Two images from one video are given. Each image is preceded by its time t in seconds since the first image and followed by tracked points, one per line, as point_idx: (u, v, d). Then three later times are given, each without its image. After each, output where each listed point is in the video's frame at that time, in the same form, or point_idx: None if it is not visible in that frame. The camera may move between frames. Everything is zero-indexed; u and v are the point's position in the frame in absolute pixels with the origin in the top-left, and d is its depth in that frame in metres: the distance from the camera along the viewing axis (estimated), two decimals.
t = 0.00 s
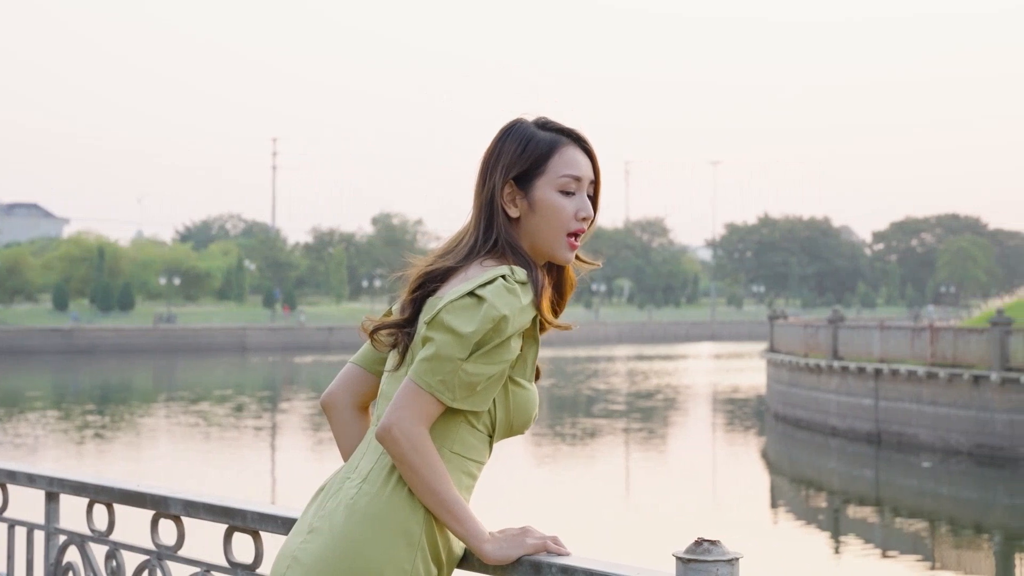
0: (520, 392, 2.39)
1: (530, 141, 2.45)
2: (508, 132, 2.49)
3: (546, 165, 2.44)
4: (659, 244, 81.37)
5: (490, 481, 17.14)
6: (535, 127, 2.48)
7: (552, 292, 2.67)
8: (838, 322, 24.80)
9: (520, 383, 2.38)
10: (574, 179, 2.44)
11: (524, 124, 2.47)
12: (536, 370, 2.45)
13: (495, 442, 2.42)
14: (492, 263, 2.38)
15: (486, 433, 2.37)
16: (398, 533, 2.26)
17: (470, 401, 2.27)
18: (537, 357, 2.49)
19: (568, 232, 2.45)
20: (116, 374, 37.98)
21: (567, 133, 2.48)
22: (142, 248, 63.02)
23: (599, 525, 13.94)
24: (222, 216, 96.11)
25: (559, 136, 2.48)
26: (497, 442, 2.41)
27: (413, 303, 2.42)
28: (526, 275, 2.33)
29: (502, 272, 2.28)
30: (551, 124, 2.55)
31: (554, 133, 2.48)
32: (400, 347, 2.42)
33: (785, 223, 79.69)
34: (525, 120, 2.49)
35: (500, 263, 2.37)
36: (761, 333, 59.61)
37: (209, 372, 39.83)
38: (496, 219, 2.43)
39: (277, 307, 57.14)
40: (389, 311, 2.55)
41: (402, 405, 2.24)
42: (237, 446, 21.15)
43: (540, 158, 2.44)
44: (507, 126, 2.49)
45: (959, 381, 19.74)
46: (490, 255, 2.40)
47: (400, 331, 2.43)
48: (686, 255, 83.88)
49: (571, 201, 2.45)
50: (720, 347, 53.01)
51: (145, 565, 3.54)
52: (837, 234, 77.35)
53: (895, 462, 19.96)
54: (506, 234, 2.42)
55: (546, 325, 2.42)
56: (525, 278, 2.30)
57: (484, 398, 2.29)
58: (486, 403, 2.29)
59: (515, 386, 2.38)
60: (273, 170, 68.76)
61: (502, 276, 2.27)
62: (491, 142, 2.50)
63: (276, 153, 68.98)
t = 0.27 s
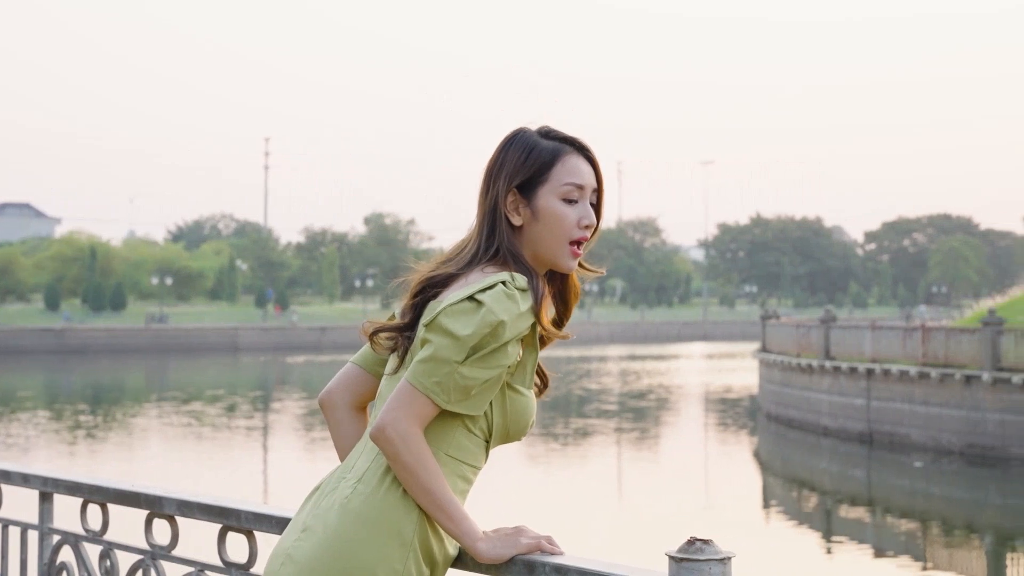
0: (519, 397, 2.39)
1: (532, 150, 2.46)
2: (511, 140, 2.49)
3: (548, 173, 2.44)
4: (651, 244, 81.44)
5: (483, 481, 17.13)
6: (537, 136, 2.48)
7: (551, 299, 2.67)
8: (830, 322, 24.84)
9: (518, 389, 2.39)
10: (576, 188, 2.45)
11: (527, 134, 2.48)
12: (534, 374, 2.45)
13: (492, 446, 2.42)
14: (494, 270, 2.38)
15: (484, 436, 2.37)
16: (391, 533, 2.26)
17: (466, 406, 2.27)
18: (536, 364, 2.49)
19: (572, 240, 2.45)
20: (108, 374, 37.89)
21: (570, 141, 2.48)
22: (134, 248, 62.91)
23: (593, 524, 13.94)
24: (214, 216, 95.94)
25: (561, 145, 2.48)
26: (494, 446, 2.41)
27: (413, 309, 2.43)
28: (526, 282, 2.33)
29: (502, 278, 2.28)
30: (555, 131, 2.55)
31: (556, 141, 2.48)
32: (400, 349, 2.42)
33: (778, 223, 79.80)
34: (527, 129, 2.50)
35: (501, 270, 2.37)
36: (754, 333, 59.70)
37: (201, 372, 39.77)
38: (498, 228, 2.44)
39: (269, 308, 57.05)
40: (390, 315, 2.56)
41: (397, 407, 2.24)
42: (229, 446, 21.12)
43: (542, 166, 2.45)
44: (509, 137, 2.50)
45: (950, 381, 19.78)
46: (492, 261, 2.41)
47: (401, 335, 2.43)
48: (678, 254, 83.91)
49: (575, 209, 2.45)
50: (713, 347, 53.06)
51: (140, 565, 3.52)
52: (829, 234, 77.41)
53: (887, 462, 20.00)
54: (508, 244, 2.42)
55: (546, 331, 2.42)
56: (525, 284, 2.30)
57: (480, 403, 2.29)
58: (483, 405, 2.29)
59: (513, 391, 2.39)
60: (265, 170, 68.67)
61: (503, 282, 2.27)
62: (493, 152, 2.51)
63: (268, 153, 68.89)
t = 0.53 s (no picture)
0: (516, 404, 2.39)
1: (534, 158, 2.47)
2: (513, 148, 2.50)
3: (550, 180, 2.45)
4: (643, 244, 81.47)
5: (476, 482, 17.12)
6: (539, 144, 2.49)
7: (551, 302, 2.67)
8: (822, 322, 24.88)
9: (517, 394, 2.39)
10: (578, 196, 2.45)
11: (529, 141, 2.49)
12: (532, 378, 2.46)
13: (488, 450, 2.43)
14: (495, 276, 2.38)
15: (480, 440, 2.38)
16: (385, 535, 2.26)
17: (461, 408, 2.28)
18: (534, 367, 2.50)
19: (573, 247, 2.45)
20: (99, 374, 37.82)
21: (572, 149, 2.49)
22: (126, 248, 62.80)
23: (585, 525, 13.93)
24: (205, 215, 95.84)
25: (563, 152, 2.49)
26: (491, 451, 2.42)
27: (414, 313, 2.43)
28: (526, 289, 2.33)
29: (502, 285, 2.28)
30: (557, 139, 2.56)
31: (558, 149, 2.49)
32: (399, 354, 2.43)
33: (770, 223, 79.93)
34: (529, 137, 2.50)
35: (501, 276, 2.38)
36: (746, 332, 59.82)
37: (193, 372, 39.71)
38: (500, 235, 2.44)
39: (261, 308, 57.01)
40: (391, 320, 2.56)
41: (394, 408, 2.23)
42: (221, 446, 21.10)
43: (544, 173, 2.46)
44: (511, 145, 2.50)
45: (942, 381, 19.84)
46: (492, 269, 2.42)
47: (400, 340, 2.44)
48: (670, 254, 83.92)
49: (576, 217, 2.45)
50: (705, 347, 53.13)
51: (134, 564, 3.53)
52: (821, 234, 77.48)
53: (879, 462, 20.03)
54: (510, 251, 2.42)
55: (544, 335, 2.43)
56: (525, 290, 2.30)
57: (477, 404, 2.29)
58: (480, 408, 2.30)
59: (510, 396, 2.39)
60: (258, 170, 68.61)
61: (503, 287, 2.27)
62: (495, 160, 2.51)
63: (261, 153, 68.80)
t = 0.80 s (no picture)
0: (515, 407, 2.40)
1: (536, 163, 2.48)
2: (516, 154, 2.50)
3: (551, 186, 2.46)
4: (637, 244, 81.46)
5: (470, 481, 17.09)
6: (541, 151, 2.50)
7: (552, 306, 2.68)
8: (815, 322, 24.90)
9: (515, 398, 2.40)
10: (579, 201, 2.46)
11: (530, 149, 2.49)
12: (532, 384, 2.46)
13: (487, 454, 2.43)
14: (496, 281, 2.39)
15: (478, 445, 2.38)
16: (382, 536, 2.26)
17: (458, 409, 2.28)
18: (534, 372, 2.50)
19: (575, 252, 2.46)
20: (92, 374, 37.73)
21: (574, 155, 2.50)
22: (118, 248, 62.70)
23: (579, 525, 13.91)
24: (199, 215, 95.71)
25: (565, 160, 2.50)
26: (489, 453, 2.42)
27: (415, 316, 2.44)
28: (526, 293, 2.33)
29: (502, 290, 2.28)
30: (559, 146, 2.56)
31: (560, 155, 2.50)
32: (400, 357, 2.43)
33: (763, 223, 80.07)
34: (531, 142, 2.51)
35: (501, 281, 2.39)
36: (739, 332, 59.91)
37: (186, 372, 39.63)
38: (501, 239, 2.45)
39: (254, 308, 56.93)
40: (392, 324, 2.57)
41: (389, 409, 2.24)
42: (215, 446, 21.07)
43: (546, 179, 2.46)
44: (513, 151, 2.51)
45: (935, 381, 19.87)
46: (493, 273, 2.43)
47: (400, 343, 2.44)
48: (664, 254, 83.94)
49: (578, 222, 2.46)
50: (697, 347, 53.20)
51: (129, 563, 3.53)
52: (815, 234, 77.53)
53: (872, 461, 20.05)
54: (511, 256, 2.43)
55: (544, 341, 2.43)
56: (526, 295, 2.30)
57: (476, 406, 2.29)
58: (477, 410, 2.30)
59: (509, 401, 2.39)
60: (251, 170, 68.54)
61: (504, 291, 2.27)
62: (498, 165, 2.52)
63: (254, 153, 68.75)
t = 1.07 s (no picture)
0: (515, 410, 2.40)
1: (538, 168, 2.48)
2: (519, 157, 2.51)
3: (552, 191, 2.47)
4: (630, 244, 81.47)
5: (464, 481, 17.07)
6: (544, 155, 2.51)
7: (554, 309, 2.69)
8: (809, 322, 24.93)
9: (515, 401, 2.40)
10: (582, 205, 2.47)
11: (532, 152, 2.50)
12: (532, 385, 2.46)
13: (486, 455, 2.43)
14: (497, 284, 2.40)
15: (476, 445, 2.38)
16: (379, 536, 2.26)
17: (457, 410, 2.28)
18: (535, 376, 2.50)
19: (576, 256, 2.47)
20: (86, 373, 37.63)
21: (576, 160, 2.51)
22: (112, 247, 62.59)
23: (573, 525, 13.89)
24: (192, 215, 95.56)
25: (567, 164, 2.51)
26: (487, 456, 2.43)
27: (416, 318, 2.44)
28: (526, 298, 2.34)
29: (504, 291, 2.29)
30: (561, 151, 2.57)
31: (562, 160, 2.51)
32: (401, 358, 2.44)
33: (757, 223, 80.17)
34: (533, 147, 2.52)
35: (502, 285, 2.40)
36: (732, 332, 60.01)
37: (179, 372, 39.53)
38: (503, 244, 2.46)
39: (248, 307, 56.84)
40: (392, 326, 2.58)
41: (388, 410, 2.24)
42: (209, 446, 21.04)
43: (548, 184, 2.48)
44: (516, 155, 2.52)
45: (928, 381, 19.91)
46: (494, 276, 2.44)
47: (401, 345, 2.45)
48: (657, 254, 83.95)
49: (579, 226, 2.47)
50: (691, 347, 53.26)
51: (127, 562, 3.52)
52: (808, 234, 77.56)
53: (866, 461, 20.07)
54: (512, 259, 2.44)
55: (544, 344, 2.43)
56: (526, 298, 2.31)
57: (474, 407, 2.30)
58: (476, 412, 2.30)
59: (509, 404, 2.39)
60: (245, 169, 68.46)
61: (504, 295, 2.28)
62: (500, 169, 2.53)
63: (248, 152, 68.68)
